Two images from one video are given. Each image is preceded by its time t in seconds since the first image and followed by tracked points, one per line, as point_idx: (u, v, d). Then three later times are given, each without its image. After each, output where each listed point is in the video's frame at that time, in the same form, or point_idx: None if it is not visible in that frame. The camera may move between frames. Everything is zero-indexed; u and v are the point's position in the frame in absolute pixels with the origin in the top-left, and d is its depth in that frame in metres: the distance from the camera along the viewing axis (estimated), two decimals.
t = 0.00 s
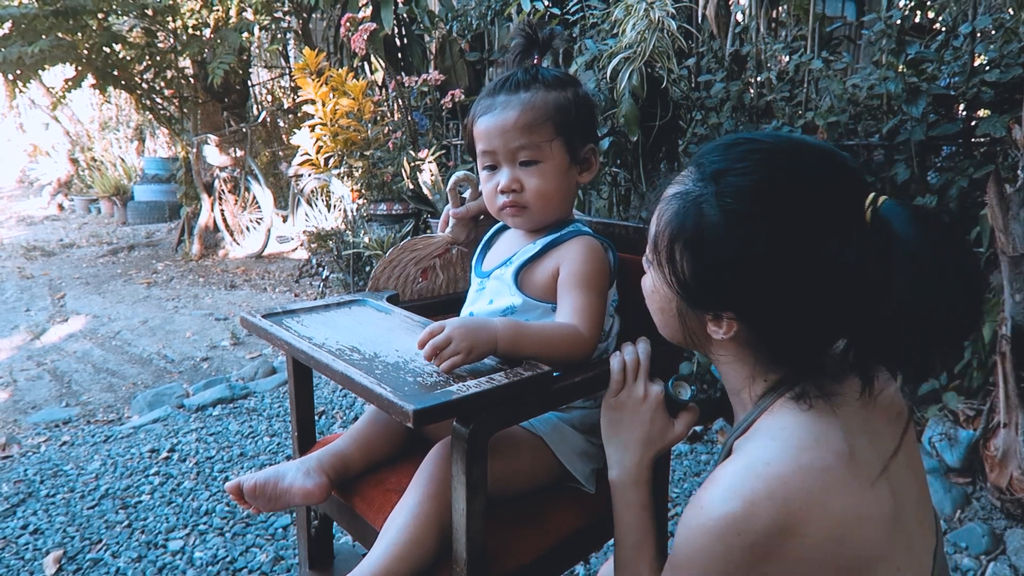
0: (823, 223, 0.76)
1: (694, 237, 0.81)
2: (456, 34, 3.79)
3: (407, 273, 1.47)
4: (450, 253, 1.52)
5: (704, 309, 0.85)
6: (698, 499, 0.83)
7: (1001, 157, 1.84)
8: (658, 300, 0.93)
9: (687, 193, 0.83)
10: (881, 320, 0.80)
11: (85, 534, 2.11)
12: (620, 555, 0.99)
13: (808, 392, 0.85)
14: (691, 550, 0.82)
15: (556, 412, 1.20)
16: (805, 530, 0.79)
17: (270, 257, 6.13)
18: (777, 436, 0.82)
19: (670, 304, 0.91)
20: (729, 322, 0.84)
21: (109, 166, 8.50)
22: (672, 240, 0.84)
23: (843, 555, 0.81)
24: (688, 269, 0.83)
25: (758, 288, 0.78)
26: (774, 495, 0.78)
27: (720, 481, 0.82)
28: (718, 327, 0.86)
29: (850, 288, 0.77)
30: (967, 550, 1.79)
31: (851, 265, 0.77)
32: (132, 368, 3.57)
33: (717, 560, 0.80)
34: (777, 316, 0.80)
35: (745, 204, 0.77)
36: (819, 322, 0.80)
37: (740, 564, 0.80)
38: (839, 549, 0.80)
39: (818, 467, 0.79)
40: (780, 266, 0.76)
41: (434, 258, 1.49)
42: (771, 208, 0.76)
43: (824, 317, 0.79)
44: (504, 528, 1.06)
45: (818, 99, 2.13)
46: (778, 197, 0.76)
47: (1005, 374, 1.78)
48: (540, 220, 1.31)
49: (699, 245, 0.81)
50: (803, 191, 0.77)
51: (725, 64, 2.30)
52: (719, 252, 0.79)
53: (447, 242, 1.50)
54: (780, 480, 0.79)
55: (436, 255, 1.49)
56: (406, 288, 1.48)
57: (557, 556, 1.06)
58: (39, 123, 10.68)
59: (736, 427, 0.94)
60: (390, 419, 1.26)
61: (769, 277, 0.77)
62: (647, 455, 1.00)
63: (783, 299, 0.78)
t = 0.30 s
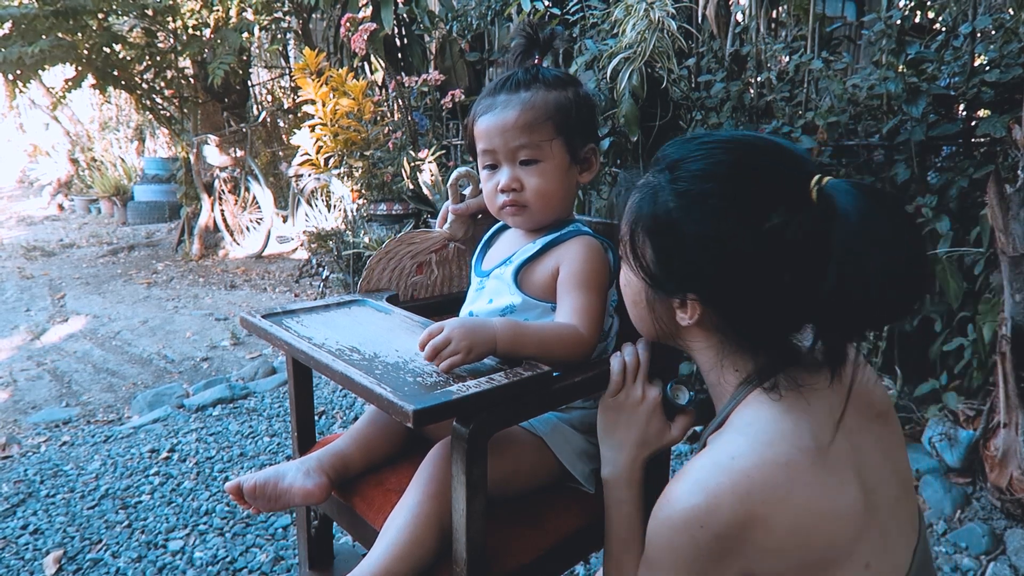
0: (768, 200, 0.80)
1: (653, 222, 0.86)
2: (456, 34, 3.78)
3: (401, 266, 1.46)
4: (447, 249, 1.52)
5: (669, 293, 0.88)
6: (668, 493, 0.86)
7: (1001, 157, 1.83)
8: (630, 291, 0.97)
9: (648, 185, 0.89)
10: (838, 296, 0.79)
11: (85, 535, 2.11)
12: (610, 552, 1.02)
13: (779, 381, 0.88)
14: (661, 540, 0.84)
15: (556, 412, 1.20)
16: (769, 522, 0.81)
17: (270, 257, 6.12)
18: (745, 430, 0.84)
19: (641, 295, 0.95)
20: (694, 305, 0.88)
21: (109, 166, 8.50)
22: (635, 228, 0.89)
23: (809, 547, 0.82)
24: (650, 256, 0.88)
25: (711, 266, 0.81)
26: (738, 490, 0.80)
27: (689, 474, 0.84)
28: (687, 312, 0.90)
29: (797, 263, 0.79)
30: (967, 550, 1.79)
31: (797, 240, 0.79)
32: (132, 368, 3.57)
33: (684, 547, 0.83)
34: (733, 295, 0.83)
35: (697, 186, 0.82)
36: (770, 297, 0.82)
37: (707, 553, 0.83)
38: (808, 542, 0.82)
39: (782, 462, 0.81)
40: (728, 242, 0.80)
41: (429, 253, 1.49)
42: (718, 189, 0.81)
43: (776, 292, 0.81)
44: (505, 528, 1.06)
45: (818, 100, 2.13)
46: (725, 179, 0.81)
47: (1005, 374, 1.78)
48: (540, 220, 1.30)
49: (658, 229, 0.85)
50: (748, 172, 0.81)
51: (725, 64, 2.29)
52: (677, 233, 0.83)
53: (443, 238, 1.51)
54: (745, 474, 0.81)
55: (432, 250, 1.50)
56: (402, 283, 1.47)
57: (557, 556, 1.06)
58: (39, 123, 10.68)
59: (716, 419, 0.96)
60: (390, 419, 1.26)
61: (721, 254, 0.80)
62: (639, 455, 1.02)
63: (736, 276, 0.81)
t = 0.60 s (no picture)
0: (744, 211, 0.80)
1: (634, 231, 0.86)
2: (456, 34, 3.78)
3: (402, 267, 1.46)
4: (447, 249, 1.53)
5: (651, 300, 0.89)
6: (653, 492, 0.86)
7: (1001, 157, 1.83)
8: (611, 296, 0.96)
9: (628, 192, 0.88)
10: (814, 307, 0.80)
11: (84, 535, 2.10)
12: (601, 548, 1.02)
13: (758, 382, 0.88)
14: (647, 538, 0.84)
15: (556, 412, 1.20)
16: (754, 521, 0.81)
17: (270, 257, 6.12)
18: (726, 431, 0.85)
19: (622, 299, 0.95)
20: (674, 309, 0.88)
21: (109, 167, 8.52)
22: (616, 236, 0.88)
23: (795, 545, 0.82)
24: (632, 264, 0.88)
25: (690, 276, 0.82)
26: (720, 488, 0.81)
27: (673, 472, 0.85)
28: (667, 317, 0.90)
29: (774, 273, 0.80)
30: (967, 550, 1.79)
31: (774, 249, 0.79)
32: (132, 369, 3.57)
33: (669, 546, 0.83)
34: (713, 303, 0.84)
35: (676, 196, 0.82)
36: (748, 307, 0.83)
37: (693, 552, 0.83)
38: (796, 541, 0.82)
39: (764, 461, 0.82)
40: (708, 253, 0.80)
41: (429, 254, 1.50)
42: (695, 200, 0.81)
43: (754, 302, 0.82)
44: (505, 528, 1.06)
45: (818, 100, 2.13)
46: (702, 190, 0.81)
47: (1005, 374, 1.78)
48: (540, 219, 1.30)
49: (639, 237, 0.85)
50: (725, 183, 0.81)
51: (725, 64, 2.29)
52: (658, 242, 0.83)
53: (444, 238, 1.51)
54: (727, 472, 0.81)
55: (432, 250, 1.50)
56: (402, 284, 1.47)
57: (557, 556, 1.06)
58: (39, 123, 10.68)
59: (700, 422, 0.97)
60: (390, 419, 1.26)
61: (701, 265, 0.81)
62: (636, 456, 1.03)
63: (715, 286, 0.82)
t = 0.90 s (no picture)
0: (744, 211, 0.81)
1: (635, 233, 0.85)
2: (456, 35, 3.79)
3: (401, 266, 1.46)
4: (447, 249, 1.52)
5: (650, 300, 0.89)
6: (652, 490, 0.86)
7: (1001, 157, 1.83)
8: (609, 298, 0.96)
9: (627, 195, 0.88)
10: (816, 306, 0.80)
11: (85, 535, 2.11)
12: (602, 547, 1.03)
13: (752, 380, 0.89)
14: (648, 536, 0.84)
15: (556, 412, 1.19)
16: (753, 518, 0.81)
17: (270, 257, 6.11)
18: (724, 429, 0.85)
19: (621, 300, 0.95)
20: (675, 309, 0.88)
21: (109, 167, 8.53)
22: (616, 239, 0.88)
23: (793, 542, 0.83)
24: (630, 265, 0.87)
25: (689, 275, 0.82)
26: (719, 486, 0.81)
27: (672, 471, 0.85)
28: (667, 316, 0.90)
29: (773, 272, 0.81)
30: (967, 551, 1.79)
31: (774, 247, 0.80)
32: (132, 369, 3.57)
33: (670, 544, 0.83)
34: (712, 302, 0.84)
35: (677, 197, 0.82)
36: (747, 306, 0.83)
37: (693, 549, 0.83)
38: (795, 539, 0.82)
39: (763, 459, 0.82)
40: (711, 251, 0.80)
41: (429, 254, 1.50)
42: (696, 202, 0.81)
43: (753, 302, 0.83)
44: (505, 528, 1.06)
45: (818, 100, 2.13)
46: (703, 192, 0.81)
47: (1005, 374, 1.78)
48: (536, 218, 1.30)
49: (640, 239, 0.85)
50: (724, 184, 0.82)
51: (725, 65, 2.29)
52: (660, 243, 0.83)
53: (444, 238, 1.50)
54: (726, 470, 0.81)
55: (432, 250, 1.49)
56: (402, 283, 1.47)
57: (557, 556, 1.06)
58: (39, 124, 10.68)
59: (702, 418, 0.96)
60: (390, 420, 1.26)
61: (703, 265, 0.81)
62: (636, 455, 1.03)
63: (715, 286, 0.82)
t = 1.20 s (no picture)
0: (811, 181, 0.78)
1: (702, 222, 0.78)
2: (456, 35, 3.79)
3: (400, 265, 1.46)
4: (446, 249, 1.52)
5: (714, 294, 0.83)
6: (674, 478, 0.85)
7: (1001, 158, 1.84)
8: (665, 302, 0.87)
9: (677, 188, 0.82)
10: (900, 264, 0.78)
11: (85, 535, 2.11)
12: (609, 548, 1.02)
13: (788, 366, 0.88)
14: (668, 524, 0.84)
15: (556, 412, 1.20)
16: (776, 510, 0.81)
17: (270, 258, 6.11)
18: (750, 421, 0.84)
19: (682, 303, 0.86)
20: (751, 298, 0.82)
21: (109, 167, 8.53)
22: (677, 233, 0.81)
23: (812, 535, 0.82)
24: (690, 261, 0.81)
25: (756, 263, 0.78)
26: (740, 479, 0.80)
27: (692, 461, 0.84)
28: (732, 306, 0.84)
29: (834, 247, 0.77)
30: (967, 551, 1.79)
31: (829, 219, 0.77)
32: (132, 369, 3.57)
33: (690, 534, 0.83)
34: (777, 287, 0.80)
35: (743, 178, 0.77)
36: (814, 287, 0.79)
37: (709, 541, 0.83)
38: (814, 532, 0.82)
39: (790, 452, 0.80)
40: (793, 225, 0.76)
41: (428, 252, 1.49)
42: (754, 185, 0.77)
43: (823, 284, 0.79)
44: (505, 528, 1.06)
45: (818, 100, 2.13)
46: (758, 173, 0.77)
47: (1005, 374, 1.78)
48: (530, 218, 1.30)
49: (709, 227, 0.78)
50: (777, 161, 0.78)
51: (725, 65, 2.29)
52: (733, 227, 0.77)
53: (442, 237, 1.50)
54: (751, 462, 0.80)
55: (431, 249, 1.50)
56: (401, 282, 1.47)
57: (557, 556, 1.06)
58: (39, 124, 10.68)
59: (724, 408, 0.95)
60: (390, 419, 1.26)
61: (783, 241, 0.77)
62: (638, 455, 1.02)
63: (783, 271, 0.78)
